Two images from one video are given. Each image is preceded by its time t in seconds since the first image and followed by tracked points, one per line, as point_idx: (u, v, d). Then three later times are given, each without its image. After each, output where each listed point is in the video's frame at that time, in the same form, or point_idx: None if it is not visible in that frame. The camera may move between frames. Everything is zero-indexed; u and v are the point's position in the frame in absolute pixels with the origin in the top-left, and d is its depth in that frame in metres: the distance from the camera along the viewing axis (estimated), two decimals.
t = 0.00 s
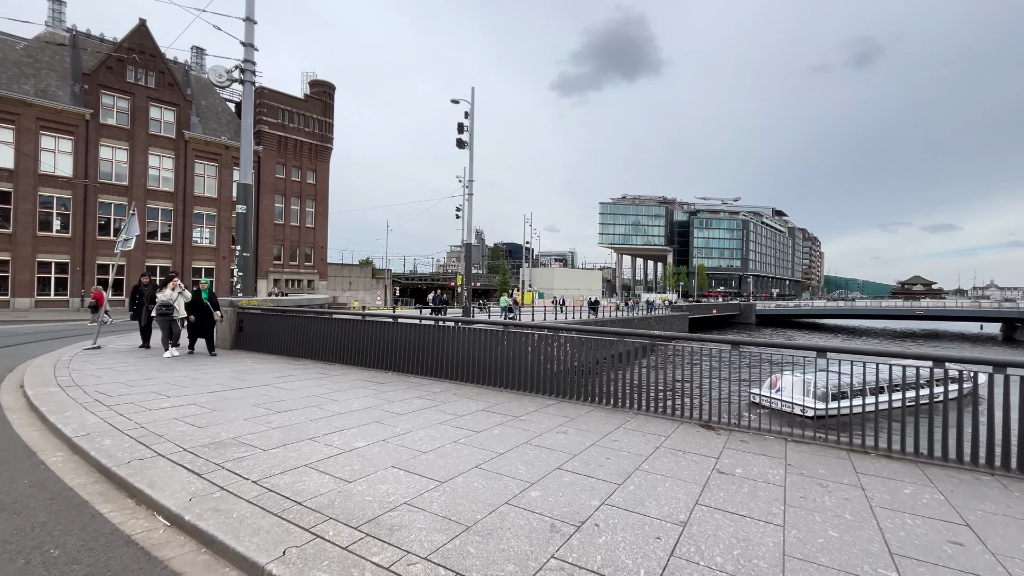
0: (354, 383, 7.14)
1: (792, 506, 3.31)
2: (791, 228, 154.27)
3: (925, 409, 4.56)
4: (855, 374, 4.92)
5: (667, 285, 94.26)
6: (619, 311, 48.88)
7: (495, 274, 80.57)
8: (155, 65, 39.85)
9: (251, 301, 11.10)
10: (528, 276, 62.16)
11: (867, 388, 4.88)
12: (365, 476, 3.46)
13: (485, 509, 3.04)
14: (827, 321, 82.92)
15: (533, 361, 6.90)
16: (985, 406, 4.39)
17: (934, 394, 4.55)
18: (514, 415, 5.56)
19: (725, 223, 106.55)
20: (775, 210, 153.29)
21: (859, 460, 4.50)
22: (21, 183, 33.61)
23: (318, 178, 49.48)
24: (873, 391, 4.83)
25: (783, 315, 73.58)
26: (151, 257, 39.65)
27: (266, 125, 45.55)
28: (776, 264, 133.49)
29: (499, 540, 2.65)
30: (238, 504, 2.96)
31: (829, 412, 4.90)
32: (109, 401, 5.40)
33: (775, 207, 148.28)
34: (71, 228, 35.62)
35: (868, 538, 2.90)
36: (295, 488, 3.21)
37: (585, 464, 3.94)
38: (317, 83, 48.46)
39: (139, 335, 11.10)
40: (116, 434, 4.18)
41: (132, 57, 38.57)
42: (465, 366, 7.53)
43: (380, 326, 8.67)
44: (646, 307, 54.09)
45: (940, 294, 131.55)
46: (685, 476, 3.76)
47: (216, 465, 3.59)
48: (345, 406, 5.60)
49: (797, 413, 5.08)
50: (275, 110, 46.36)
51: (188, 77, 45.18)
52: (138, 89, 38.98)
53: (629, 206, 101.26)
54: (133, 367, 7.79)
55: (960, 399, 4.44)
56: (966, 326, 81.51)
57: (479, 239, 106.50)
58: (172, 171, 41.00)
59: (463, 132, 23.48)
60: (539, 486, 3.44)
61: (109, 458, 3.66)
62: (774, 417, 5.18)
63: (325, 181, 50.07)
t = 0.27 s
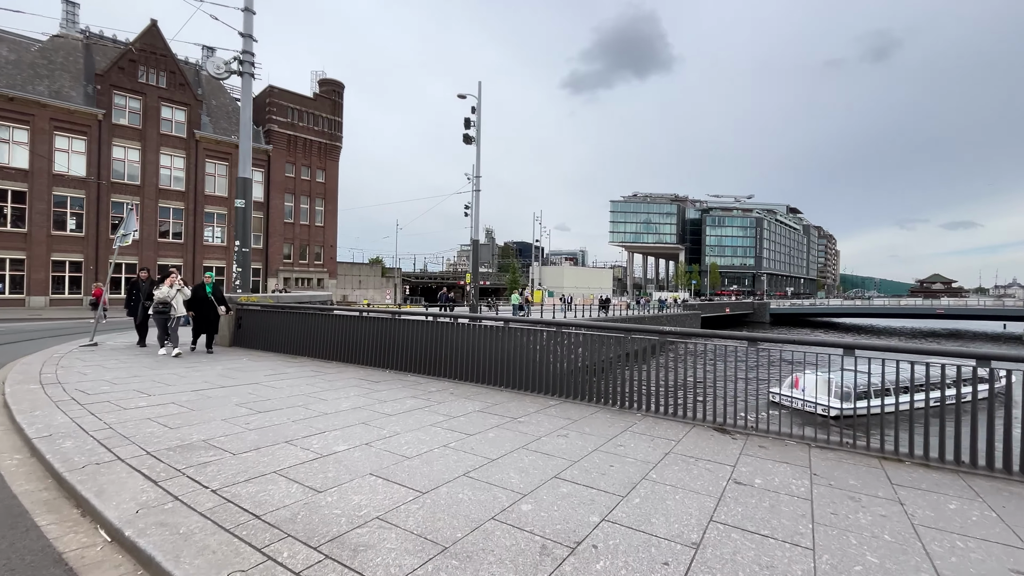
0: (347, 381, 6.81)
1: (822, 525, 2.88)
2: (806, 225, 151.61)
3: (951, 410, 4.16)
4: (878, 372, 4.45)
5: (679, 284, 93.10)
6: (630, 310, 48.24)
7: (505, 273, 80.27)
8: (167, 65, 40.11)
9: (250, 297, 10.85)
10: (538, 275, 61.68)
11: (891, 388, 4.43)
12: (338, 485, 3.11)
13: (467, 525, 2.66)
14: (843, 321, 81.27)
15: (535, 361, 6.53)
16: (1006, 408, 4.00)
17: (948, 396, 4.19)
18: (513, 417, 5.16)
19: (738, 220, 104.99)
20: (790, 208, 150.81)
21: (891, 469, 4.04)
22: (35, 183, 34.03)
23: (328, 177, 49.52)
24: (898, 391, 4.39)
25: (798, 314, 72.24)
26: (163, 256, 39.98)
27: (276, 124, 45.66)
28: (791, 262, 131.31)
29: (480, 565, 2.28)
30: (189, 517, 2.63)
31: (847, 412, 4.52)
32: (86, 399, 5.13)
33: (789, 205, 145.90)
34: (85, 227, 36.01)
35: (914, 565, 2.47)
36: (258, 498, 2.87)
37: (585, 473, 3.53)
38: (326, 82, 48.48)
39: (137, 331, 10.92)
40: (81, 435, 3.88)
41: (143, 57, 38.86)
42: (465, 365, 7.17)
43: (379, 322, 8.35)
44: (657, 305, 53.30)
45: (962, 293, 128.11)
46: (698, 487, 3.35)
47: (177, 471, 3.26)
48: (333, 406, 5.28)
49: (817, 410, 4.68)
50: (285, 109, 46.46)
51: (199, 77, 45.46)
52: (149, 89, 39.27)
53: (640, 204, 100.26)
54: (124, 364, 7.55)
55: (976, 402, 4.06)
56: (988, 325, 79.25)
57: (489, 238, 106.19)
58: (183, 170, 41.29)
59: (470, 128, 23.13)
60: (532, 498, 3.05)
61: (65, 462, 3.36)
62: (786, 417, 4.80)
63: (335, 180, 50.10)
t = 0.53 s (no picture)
0: (336, 391, 6.45)
1: None
2: (817, 224, 149.60)
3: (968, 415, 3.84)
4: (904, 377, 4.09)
5: (688, 284, 92.07)
6: (639, 310, 47.65)
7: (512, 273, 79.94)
8: (174, 67, 40.25)
9: (245, 301, 10.56)
10: (545, 275, 61.25)
11: (912, 392, 4.10)
12: (299, 524, 2.74)
13: None
14: (856, 321, 79.92)
15: (532, 369, 6.16)
16: (1020, 416, 3.70)
17: (945, 402, 3.94)
18: (508, 434, 4.74)
19: (749, 219, 103.70)
20: (801, 206, 148.82)
21: (928, 498, 3.57)
22: (45, 185, 34.24)
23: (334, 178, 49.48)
24: (920, 395, 4.05)
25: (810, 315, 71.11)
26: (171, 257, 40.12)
27: (282, 125, 45.67)
28: (802, 261, 129.55)
29: None
30: (117, 568, 2.27)
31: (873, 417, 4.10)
32: (54, 414, 4.82)
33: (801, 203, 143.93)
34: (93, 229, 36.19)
35: None
36: (204, 542, 2.51)
37: (582, 507, 3.13)
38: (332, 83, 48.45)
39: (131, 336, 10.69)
40: (31, 458, 3.56)
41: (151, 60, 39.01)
42: (460, 374, 6.80)
43: (372, 328, 8.02)
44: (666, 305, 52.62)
45: (978, 292, 125.47)
46: (711, 525, 2.94)
47: (122, 505, 2.91)
48: (315, 421, 4.93)
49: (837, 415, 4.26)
50: (291, 110, 46.46)
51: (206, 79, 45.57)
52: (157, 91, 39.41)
53: (649, 203, 99.36)
54: (108, 372, 7.27)
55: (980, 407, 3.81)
56: (1006, 325, 77.48)
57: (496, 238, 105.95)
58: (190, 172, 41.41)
59: (474, 127, 22.77)
60: (520, 541, 2.65)
61: (2, 493, 3.02)
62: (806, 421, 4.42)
63: (341, 181, 50.03)
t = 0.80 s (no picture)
0: (317, 399, 6.11)
1: None
2: (820, 223, 148.86)
3: (974, 419, 3.57)
4: (917, 380, 3.78)
5: (690, 284, 91.54)
6: (641, 310, 47.23)
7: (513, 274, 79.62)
8: (173, 68, 40.09)
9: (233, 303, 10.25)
10: (546, 275, 60.87)
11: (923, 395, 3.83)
12: (242, 560, 2.40)
13: None
14: (860, 321, 79.24)
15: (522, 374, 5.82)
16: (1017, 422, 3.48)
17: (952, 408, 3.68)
18: (494, 447, 4.40)
19: (751, 219, 103.06)
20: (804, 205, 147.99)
21: (954, 523, 3.22)
22: (43, 187, 34.08)
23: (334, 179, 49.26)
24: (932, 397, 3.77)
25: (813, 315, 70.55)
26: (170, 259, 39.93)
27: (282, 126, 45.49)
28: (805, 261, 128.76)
29: None
30: None
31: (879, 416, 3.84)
32: (8, 426, 4.49)
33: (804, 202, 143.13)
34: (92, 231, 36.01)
35: None
36: None
37: (567, 536, 2.78)
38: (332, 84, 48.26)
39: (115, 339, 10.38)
40: None
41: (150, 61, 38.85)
42: (447, 380, 6.48)
43: (359, 331, 7.69)
44: (668, 306, 52.19)
45: (983, 291, 124.52)
46: (714, 561, 2.58)
47: (46, 537, 2.57)
48: (288, 432, 4.60)
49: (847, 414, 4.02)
50: (291, 111, 46.29)
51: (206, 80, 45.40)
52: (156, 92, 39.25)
53: (651, 203, 98.85)
54: (82, 379, 6.95)
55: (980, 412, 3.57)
56: (1013, 325, 76.71)
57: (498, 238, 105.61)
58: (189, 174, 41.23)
59: (472, 126, 22.44)
60: None
61: None
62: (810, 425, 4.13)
63: (341, 182, 49.81)
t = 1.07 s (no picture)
0: (300, 403, 5.80)
1: None
2: (831, 220, 146.80)
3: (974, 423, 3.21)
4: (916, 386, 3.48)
5: (698, 281, 90.57)
6: (647, 308, 46.70)
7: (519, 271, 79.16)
8: (177, 64, 39.96)
9: (224, 301, 9.97)
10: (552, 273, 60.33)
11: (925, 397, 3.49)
12: None
13: None
14: (871, 319, 78.07)
15: (513, 379, 5.47)
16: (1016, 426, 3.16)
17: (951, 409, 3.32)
18: (479, 460, 4.02)
19: (761, 216, 101.78)
20: (814, 202, 146.05)
21: (994, 557, 2.81)
22: (49, 183, 34.15)
23: (338, 175, 49.04)
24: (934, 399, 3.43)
25: (823, 313, 69.57)
26: (176, 256, 39.97)
27: (286, 122, 45.31)
28: (816, 259, 127.20)
29: None
30: None
31: (896, 414, 3.47)
32: None
33: (814, 200, 141.30)
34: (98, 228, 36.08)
35: None
36: None
37: (550, 574, 2.41)
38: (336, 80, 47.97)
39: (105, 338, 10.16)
40: None
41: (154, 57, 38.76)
42: (436, 382, 6.13)
43: (348, 331, 7.38)
44: (676, 303, 51.53)
45: (998, 290, 122.21)
46: None
47: None
48: (257, 441, 4.26)
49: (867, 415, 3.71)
50: (295, 107, 46.09)
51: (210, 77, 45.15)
52: (160, 88, 39.17)
53: (658, 200, 97.96)
54: (59, 380, 6.69)
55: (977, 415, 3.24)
56: None
57: (504, 235, 105.13)
58: (194, 170, 41.17)
59: (475, 120, 22.03)
60: None
61: None
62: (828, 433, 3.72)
63: (346, 178, 49.58)
